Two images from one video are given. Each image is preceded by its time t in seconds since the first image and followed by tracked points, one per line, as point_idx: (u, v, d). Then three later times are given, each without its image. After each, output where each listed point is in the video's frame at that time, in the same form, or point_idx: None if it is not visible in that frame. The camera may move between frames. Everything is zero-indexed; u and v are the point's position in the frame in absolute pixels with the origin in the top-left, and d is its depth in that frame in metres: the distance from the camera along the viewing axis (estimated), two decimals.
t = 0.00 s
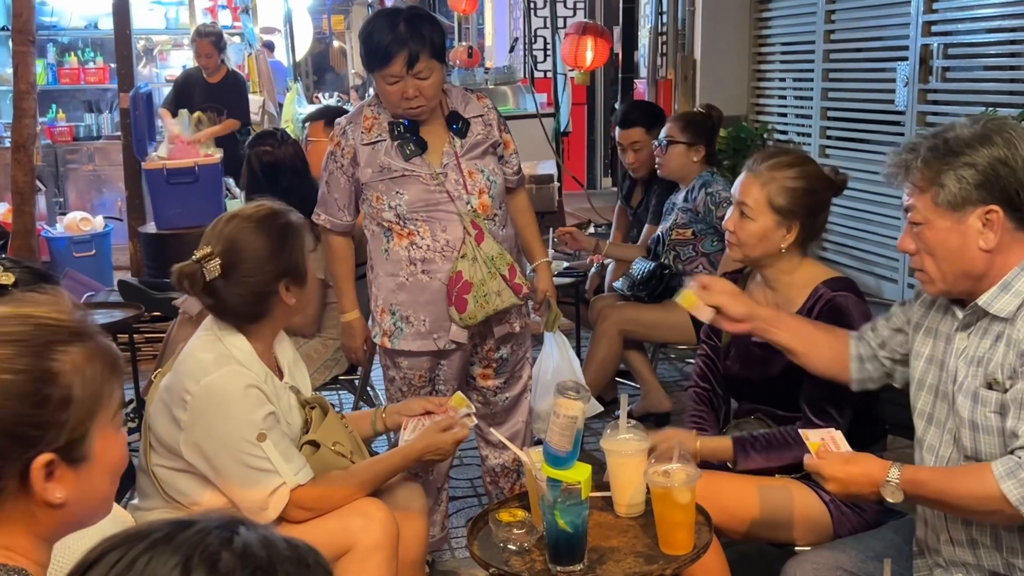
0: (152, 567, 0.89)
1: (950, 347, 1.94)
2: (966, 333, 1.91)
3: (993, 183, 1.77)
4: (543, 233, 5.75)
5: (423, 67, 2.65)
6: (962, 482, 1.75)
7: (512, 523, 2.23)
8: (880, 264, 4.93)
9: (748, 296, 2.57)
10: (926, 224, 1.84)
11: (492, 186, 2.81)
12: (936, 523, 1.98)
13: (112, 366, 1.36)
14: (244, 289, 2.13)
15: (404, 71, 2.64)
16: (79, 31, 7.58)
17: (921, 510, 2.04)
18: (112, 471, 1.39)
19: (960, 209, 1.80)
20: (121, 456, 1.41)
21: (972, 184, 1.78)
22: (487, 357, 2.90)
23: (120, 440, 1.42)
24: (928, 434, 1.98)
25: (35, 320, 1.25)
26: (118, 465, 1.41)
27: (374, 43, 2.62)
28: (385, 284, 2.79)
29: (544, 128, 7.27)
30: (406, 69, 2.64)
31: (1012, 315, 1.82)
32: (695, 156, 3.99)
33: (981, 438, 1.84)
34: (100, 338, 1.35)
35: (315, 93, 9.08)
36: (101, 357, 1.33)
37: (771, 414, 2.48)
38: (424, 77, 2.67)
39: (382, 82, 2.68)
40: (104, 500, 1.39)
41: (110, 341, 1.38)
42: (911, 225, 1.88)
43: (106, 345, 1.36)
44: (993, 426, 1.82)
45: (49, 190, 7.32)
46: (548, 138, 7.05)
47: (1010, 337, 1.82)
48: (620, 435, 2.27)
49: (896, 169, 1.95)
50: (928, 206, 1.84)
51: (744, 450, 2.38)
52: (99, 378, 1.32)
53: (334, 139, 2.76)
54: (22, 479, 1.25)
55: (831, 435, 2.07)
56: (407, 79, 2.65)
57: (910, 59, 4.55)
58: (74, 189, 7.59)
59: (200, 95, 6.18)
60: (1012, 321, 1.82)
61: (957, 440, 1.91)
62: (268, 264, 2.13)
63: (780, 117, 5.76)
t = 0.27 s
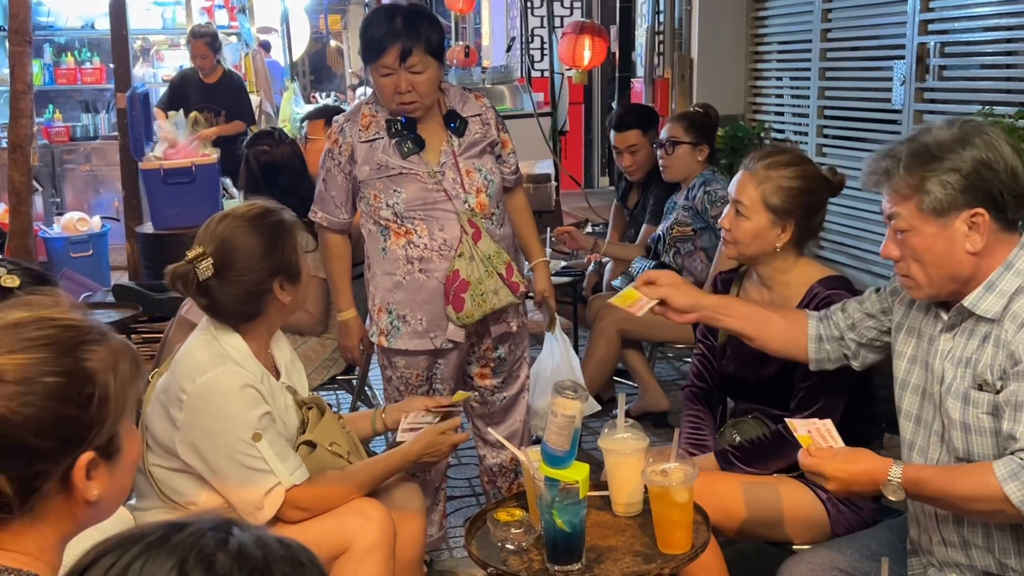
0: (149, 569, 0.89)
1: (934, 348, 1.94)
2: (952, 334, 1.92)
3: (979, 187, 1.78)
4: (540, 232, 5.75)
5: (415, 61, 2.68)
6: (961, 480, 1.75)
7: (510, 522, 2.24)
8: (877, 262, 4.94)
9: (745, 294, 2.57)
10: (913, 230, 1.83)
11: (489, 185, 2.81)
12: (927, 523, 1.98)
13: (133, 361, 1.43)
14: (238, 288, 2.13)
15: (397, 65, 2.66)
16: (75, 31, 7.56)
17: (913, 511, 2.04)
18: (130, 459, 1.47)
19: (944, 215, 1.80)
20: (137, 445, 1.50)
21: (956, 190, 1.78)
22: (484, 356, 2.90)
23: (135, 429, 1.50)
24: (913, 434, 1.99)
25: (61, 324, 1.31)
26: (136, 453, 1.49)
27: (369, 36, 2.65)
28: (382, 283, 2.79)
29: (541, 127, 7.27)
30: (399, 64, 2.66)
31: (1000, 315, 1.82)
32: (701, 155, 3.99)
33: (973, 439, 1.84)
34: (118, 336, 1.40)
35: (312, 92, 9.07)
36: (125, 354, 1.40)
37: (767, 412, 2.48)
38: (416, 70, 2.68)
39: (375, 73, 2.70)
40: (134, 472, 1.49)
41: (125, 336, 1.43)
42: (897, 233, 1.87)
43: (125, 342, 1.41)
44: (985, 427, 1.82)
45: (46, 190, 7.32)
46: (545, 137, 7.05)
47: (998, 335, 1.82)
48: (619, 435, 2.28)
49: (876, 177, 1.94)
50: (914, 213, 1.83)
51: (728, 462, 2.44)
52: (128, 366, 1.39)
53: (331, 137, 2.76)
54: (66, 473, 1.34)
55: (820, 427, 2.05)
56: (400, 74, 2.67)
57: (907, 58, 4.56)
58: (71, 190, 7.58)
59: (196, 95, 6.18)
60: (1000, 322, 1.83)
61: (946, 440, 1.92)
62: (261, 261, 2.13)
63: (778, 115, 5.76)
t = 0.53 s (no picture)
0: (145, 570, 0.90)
1: (937, 347, 1.95)
2: (955, 333, 1.92)
3: (988, 187, 1.78)
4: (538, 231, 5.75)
5: (411, 49, 2.68)
6: (950, 469, 1.76)
7: (508, 521, 2.24)
8: (874, 260, 4.95)
9: (742, 293, 2.57)
10: (924, 242, 1.81)
11: (487, 184, 2.82)
12: (925, 521, 1.98)
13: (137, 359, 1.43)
14: (235, 287, 2.13)
15: (394, 52, 2.68)
16: (72, 31, 7.55)
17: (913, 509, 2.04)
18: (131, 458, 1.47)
19: (953, 223, 1.79)
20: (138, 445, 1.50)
21: (964, 196, 1.77)
22: (480, 355, 2.90)
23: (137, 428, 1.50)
24: (914, 434, 1.99)
25: (66, 323, 1.31)
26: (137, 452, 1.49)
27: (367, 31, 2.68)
28: (378, 282, 2.79)
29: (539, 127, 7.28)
30: (395, 51, 2.67)
31: (1002, 313, 1.82)
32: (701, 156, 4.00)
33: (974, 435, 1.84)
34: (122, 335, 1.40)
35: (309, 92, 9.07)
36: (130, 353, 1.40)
37: (764, 411, 2.49)
38: (414, 60, 2.69)
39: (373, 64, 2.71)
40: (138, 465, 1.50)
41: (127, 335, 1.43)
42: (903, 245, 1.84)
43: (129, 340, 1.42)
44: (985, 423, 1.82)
45: (43, 190, 7.31)
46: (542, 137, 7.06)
47: (1000, 334, 1.82)
48: (614, 434, 2.27)
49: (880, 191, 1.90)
50: (922, 223, 1.81)
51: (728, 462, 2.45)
52: (134, 362, 1.39)
53: (329, 133, 2.77)
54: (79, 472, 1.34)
55: (800, 401, 2.05)
56: (397, 63, 2.68)
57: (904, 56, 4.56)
58: (68, 190, 7.58)
59: (194, 96, 6.17)
60: (1002, 321, 1.83)
61: (945, 436, 1.92)
62: (256, 259, 2.13)
63: (775, 114, 5.77)
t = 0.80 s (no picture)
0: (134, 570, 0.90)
1: (952, 342, 1.96)
2: (971, 328, 1.93)
3: (1011, 181, 1.78)
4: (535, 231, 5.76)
5: (413, 37, 2.71)
6: (961, 461, 1.76)
7: (504, 520, 2.24)
8: (870, 260, 4.95)
9: (740, 292, 2.57)
10: (946, 232, 1.82)
11: (481, 184, 2.82)
12: (928, 515, 1.99)
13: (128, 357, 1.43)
14: (229, 287, 2.12)
15: (394, 41, 2.70)
16: (69, 32, 7.54)
17: (916, 502, 2.04)
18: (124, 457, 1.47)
19: (975, 213, 1.79)
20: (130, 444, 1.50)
21: (989, 187, 1.78)
22: (475, 356, 2.91)
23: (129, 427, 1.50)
24: (926, 428, 2.00)
25: (60, 323, 1.31)
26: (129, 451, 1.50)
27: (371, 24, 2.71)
28: (372, 280, 2.79)
29: (536, 127, 7.28)
30: (397, 38, 2.69)
31: (1018, 311, 1.82)
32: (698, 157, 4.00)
33: (982, 428, 1.85)
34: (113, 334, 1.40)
35: (306, 92, 9.08)
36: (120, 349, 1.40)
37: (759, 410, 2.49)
38: (414, 48, 2.72)
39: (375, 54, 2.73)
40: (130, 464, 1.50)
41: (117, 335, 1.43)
42: (926, 236, 1.85)
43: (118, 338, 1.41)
44: (997, 418, 1.83)
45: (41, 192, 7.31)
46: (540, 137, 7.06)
47: (1016, 331, 1.83)
48: (611, 433, 2.27)
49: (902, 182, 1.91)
50: (946, 214, 1.81)
51: (723, 461, 2.46)
52: (127, 360, 1.40)
53: (327, 129, 2.78)
54: (74, 471, 1.35)
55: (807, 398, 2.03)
56: (398, 51, 2.70)
57: (899, 56, 4.57)
58: (65, 191, 7.58)
59: (192, 97, 6.17)
60: (1017, 318, 1.83)
61: (955, 430, 1.93)
62: (250, 258, 2.13)
63: (771, 114, 5.77)
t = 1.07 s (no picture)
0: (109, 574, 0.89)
1: (962, 338, 1.96)
2: (981, 325, 1.92)
3: (1018, 174, 1.78)
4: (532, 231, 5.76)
5: (416, 27, 2.74)
6: (959, 454, 1.76)
7: (500, 521, 2.23)
8: (868, 260, 4.96)
9: (737, 292, 2.57)
10: (954, 222, 1.83)
11: (479, 185, 2.82)
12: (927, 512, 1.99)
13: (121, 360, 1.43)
14: (223, 289, 2.13)
15: (398, 32, 2.72)
16: (66, 33, 7.54)
17: (915, 500, 2.05)
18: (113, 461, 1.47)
19: (983, 205, 1.80)
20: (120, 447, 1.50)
21: (997, 178, 1.78)
22: (472, 357, 2.91)
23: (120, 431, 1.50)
24: (931, 424, 2.00)
25: (51, 326, 1.31)
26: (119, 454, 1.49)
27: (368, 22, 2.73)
28: (369, 281, 2.79)
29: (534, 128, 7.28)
30: (401, 30, 2.72)
31: None
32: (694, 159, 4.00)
33: (985, 423, 1.85)
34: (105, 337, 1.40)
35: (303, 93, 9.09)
36: (112, 352, 1.40)
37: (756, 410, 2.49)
38: (417, 40, 2.73)
39: (378, 50, 2.74)
40: (121, 465, 1.50)
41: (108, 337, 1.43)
42: (935, 224, 1.86)
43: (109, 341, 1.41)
44: (1000, 413, 1.83)
45: (38, 193, 7.32)
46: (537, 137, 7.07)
47: None
48: (607, 433, 2.27)
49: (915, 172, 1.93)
50: (955, 203, 1.83)
51: (719, 461, 2.47)
52: (118, 362, 1.40)
53: (324, 129, 2.77)
54: (67, 474, 1.34)
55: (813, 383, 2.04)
56: (401, 42, 2.72)
57: (896, 56, 4.58)
58: (63, 193, 7.58)
59: (190, 98, 6.17)
60: None
61: (960, 426, 1.93)
62: (244, 259, 2.13)
63: (768, 114, 5.77)
